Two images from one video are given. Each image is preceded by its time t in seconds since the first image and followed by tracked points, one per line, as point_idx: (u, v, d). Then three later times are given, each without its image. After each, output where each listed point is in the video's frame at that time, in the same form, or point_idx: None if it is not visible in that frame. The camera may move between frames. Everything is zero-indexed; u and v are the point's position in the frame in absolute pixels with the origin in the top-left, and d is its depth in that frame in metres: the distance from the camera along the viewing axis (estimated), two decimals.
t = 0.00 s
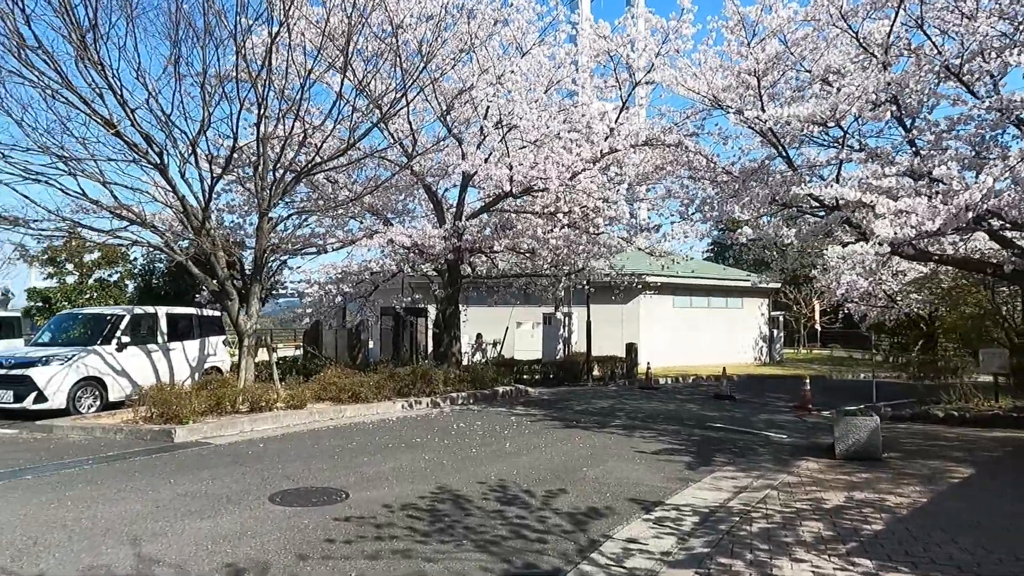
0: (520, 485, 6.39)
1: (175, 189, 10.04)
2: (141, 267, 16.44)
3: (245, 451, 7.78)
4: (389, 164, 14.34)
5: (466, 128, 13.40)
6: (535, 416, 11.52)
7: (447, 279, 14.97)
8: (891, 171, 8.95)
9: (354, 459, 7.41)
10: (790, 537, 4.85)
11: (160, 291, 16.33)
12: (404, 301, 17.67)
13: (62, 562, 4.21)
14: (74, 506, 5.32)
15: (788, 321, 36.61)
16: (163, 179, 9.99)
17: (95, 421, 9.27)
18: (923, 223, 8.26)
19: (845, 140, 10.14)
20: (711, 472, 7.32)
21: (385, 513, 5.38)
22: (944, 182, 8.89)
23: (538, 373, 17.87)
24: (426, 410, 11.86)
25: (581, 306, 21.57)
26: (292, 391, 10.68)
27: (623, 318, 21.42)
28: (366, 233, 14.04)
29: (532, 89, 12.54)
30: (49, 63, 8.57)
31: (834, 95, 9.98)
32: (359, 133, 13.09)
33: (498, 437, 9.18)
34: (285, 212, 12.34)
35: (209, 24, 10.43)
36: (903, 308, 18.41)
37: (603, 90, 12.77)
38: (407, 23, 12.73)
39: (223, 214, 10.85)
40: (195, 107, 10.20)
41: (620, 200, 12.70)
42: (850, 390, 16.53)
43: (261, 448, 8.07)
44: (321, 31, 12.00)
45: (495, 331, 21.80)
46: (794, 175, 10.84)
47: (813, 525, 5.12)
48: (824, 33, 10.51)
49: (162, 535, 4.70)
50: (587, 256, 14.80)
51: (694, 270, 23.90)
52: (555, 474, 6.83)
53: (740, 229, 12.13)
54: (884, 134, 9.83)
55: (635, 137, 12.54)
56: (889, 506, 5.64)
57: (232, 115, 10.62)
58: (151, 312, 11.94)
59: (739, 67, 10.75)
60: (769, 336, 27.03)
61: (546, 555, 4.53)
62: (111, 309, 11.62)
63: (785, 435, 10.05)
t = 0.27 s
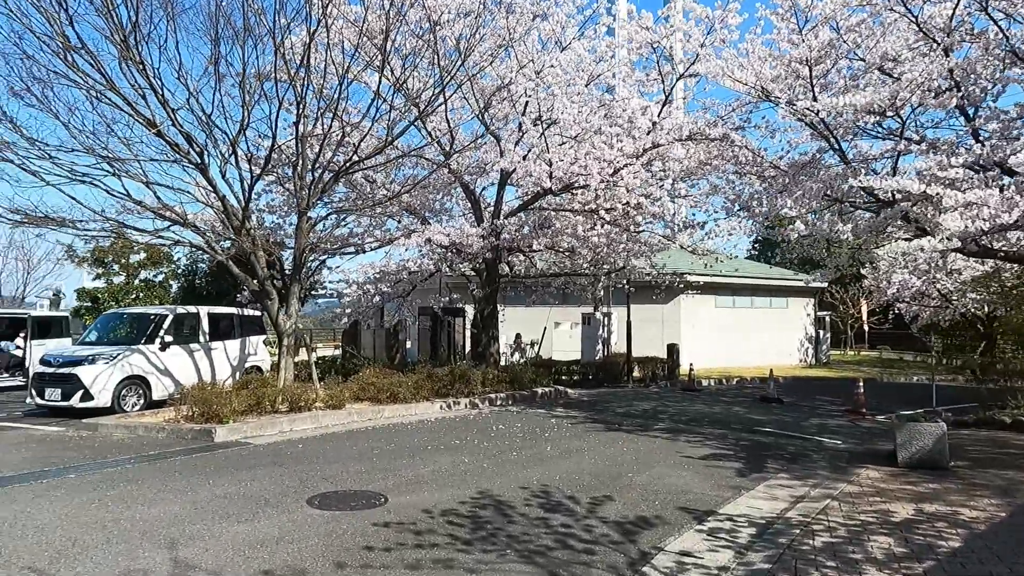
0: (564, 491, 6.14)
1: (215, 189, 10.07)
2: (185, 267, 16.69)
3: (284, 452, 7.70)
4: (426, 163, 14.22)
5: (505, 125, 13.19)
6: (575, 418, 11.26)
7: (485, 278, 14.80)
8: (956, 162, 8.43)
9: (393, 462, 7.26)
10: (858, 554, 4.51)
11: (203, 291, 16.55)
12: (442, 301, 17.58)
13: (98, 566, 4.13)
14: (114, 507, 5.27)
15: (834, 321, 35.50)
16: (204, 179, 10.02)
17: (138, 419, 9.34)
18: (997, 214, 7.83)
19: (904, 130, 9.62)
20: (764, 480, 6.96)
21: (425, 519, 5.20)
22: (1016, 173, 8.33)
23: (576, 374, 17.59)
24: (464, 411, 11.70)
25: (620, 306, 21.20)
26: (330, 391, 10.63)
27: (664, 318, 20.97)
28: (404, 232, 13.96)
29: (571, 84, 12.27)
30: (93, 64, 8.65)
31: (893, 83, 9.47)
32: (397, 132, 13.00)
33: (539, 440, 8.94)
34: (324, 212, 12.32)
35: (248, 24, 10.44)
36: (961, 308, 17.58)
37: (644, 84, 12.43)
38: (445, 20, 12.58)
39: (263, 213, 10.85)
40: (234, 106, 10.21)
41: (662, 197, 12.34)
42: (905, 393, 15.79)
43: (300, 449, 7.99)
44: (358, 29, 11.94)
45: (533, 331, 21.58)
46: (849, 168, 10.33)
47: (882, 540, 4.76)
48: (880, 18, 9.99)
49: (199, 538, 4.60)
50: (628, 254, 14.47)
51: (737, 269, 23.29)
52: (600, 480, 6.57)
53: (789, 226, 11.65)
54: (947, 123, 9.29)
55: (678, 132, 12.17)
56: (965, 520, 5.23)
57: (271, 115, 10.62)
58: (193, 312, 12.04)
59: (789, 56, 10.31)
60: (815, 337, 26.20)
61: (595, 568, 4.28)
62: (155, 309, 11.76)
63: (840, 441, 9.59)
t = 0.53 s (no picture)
0: (604, 491, 5.89)
1: (249, 184, 10.04)
2: (221, 264, 16.84)
3: (318, 448, 7.61)
4: (460, 157, 14.08)
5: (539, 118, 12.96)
6: (612, 416, 10.98)
7: (519, 274, 14.58)
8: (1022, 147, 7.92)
9: (428, 459, 7.10)
10: (927, 564, 4.17)
11: (239, 287, 16.68)
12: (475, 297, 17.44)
13: (129, 562, 4.03)
14: (147, 502, 5.20)
15: (877, 320, 34.39)
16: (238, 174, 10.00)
17: (174, 413, 9.36)
18: None
19: (962, 115, 9.10)
20: (816, 482, 6.61)
21: (461, 519, 5.01)
22: None
23: (612, 372, 17.28)
24: (498, 408, 11.51)
25: (656, 302, 20.79)
26: (364, 387, 10.54)
27: (701, 315, 20.50)
28: (437, 228, 13.82)
29: (608, 74, 11.98)
30: (129, 58, 8.67)
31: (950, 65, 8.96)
32: (430, 126, 12.86)
33: (576, 438, 8.69)
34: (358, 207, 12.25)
35: (282, 17, 10.40)
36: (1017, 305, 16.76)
37: (683, 73, 12.06)
38: (478, 12, 12.40)
39: (297, 210, 10.79)
40: (268, 101, 10.17)
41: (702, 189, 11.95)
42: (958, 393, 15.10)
43: (334, 444, 7.88)
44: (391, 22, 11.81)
45: (567, 328, 21.31)
46: (901, 156, 9.83)
47: (952, 550, 4.41)
48: None
49: (230, 535, 4.48)
50: (665, 249, 14.10)
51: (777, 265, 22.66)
52: (641, 481, 6.30)
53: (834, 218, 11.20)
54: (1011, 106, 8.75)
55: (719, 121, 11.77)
56: None
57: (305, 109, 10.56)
58: (229, 307, 12.09)
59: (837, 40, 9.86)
60: (859, 335, 25.37)
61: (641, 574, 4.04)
62: (191, 304, 11.82)
63: (892, 442, 9.12)
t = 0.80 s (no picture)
0: (651, 498, 5.64)
1: (286, 181, 10.01)
2: (259, 262, 16.96)
3: (355, 448, 7.50)
4: (495, 153, 13.89)
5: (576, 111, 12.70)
6: (653, 417, 10.67)
7: (556, 271, 14.34)
8: None
9: (466, 461, 6.93)
10: None
11: (276, 285, 16.78)
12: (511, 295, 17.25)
13: (165, 567, 3.94)
14: (184, 503, 5.14)
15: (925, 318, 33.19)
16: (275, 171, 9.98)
17: (213, 411, 9.38)
18: None
19: None
20: (875, 490, 6.24)
21: (502, 526, 4.82)
22: None
23: (650, 371, 16.94)
24: (536, 408, 11.30)
25: (695, 300, 20.31)
26: (400, 386, 10.45)
27: (742, 312, 19.98)
28: (473, 225, 13.66)
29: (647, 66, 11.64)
30: (167, 56, 8.68)
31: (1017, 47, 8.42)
32: (465, 122, 12.70)
33: (618, 440, 8.43)
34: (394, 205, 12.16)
35: (317, 14, 10.33)
36: None
37: (726, 63, 11.67)
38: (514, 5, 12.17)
39: (333, 208, 10.73)
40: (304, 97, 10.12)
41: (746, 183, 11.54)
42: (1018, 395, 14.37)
43: (371, 445, 7.77)
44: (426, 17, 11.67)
45: (604, 325, 20.98)
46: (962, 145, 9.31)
47: None
48: None
49: (267, 540, 4.37)
50: (706, 245, 13.70)
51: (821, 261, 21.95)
52: (689, 487, 6.02)
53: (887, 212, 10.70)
54: None
55: (765, 112, 11.34)
56: None
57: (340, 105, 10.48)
58: (266, 305, 12.12)
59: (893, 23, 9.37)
60: (906, 333, 24.47)
61: None
62: (230, 302, 11.88)
63: (953, 448, 8.65)
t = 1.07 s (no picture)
0: (701, 502, 5.37)
1: (321, 175, 9.95)
2: (295, 257, 17.03)
3: (392, 445, 7.38)
4: (531, 147, 13.68)
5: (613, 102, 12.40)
6: (695, 416, 10.36)
7: (593, 266, 14.08)
8: None
9: (505, 460, 6.74)
10: None
11: (312, 281, 16.84)
12: (546, 290, 17.03)
13: (203, 568, 3.84)
14: (223, 500, 5.05)
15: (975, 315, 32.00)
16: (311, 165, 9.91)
17: (251, 406, 9.37)
18: None
19: None
20: (941, 497, 5.88)
21: (547, 529, 4.62)
22: None
23: (688, 368, 16.57)
24: (574, 405, 11.07)
25: (735, 296, 19.82)
26: (436, 382, 10.33)
27: (784, 308, 19.42)
28: (508, 219, 13.47)
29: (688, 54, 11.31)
30: (205, 50, 8.66)
31: None
32: (501, 115, 12.50)
33: (661, 440, 8.16)
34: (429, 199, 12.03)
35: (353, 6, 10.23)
36: None
37: (771, 50, 11.27)
38: None
39: (368, 202, 10.64)
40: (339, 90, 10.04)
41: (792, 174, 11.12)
42: None
43: (408, 442, 7.64)
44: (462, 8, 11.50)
45: (640, 321, 20.62)
46: None
47: None
48: None
49: (305, 541, 4.24)
50: (748, 238, 13.29)
51: (866, 255, 21.23)
52: (740, 491, 5.73)
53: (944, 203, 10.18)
54: None
55: (812, 99, 10.92)
56: None
57: (376, 98, 10.37)
58: (302, 300, 12.11)
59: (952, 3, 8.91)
60: (956, 331, 23.56)
61: None
62: (266, 297, 11.89)
63: (1018, 451, 8.16)
